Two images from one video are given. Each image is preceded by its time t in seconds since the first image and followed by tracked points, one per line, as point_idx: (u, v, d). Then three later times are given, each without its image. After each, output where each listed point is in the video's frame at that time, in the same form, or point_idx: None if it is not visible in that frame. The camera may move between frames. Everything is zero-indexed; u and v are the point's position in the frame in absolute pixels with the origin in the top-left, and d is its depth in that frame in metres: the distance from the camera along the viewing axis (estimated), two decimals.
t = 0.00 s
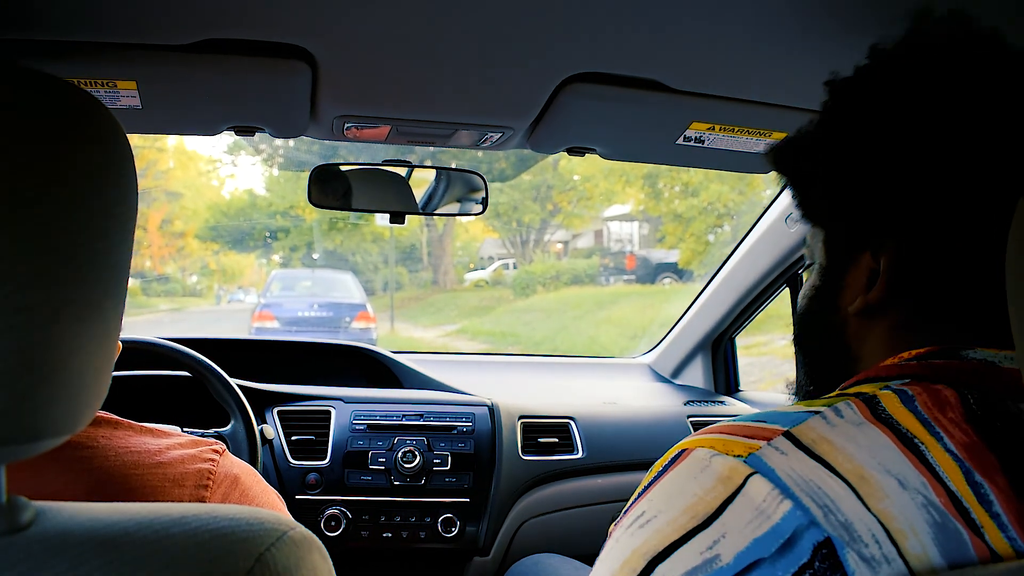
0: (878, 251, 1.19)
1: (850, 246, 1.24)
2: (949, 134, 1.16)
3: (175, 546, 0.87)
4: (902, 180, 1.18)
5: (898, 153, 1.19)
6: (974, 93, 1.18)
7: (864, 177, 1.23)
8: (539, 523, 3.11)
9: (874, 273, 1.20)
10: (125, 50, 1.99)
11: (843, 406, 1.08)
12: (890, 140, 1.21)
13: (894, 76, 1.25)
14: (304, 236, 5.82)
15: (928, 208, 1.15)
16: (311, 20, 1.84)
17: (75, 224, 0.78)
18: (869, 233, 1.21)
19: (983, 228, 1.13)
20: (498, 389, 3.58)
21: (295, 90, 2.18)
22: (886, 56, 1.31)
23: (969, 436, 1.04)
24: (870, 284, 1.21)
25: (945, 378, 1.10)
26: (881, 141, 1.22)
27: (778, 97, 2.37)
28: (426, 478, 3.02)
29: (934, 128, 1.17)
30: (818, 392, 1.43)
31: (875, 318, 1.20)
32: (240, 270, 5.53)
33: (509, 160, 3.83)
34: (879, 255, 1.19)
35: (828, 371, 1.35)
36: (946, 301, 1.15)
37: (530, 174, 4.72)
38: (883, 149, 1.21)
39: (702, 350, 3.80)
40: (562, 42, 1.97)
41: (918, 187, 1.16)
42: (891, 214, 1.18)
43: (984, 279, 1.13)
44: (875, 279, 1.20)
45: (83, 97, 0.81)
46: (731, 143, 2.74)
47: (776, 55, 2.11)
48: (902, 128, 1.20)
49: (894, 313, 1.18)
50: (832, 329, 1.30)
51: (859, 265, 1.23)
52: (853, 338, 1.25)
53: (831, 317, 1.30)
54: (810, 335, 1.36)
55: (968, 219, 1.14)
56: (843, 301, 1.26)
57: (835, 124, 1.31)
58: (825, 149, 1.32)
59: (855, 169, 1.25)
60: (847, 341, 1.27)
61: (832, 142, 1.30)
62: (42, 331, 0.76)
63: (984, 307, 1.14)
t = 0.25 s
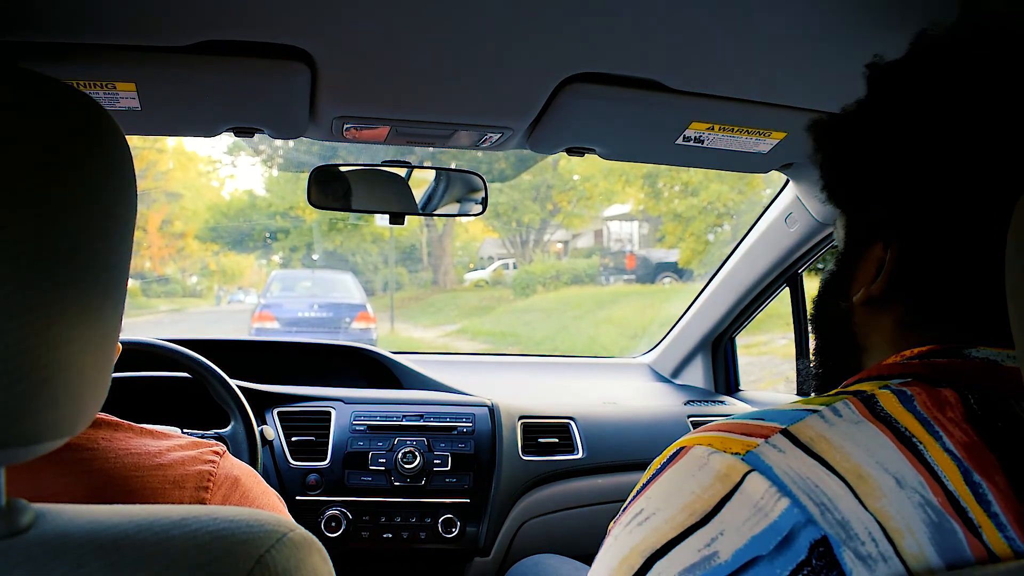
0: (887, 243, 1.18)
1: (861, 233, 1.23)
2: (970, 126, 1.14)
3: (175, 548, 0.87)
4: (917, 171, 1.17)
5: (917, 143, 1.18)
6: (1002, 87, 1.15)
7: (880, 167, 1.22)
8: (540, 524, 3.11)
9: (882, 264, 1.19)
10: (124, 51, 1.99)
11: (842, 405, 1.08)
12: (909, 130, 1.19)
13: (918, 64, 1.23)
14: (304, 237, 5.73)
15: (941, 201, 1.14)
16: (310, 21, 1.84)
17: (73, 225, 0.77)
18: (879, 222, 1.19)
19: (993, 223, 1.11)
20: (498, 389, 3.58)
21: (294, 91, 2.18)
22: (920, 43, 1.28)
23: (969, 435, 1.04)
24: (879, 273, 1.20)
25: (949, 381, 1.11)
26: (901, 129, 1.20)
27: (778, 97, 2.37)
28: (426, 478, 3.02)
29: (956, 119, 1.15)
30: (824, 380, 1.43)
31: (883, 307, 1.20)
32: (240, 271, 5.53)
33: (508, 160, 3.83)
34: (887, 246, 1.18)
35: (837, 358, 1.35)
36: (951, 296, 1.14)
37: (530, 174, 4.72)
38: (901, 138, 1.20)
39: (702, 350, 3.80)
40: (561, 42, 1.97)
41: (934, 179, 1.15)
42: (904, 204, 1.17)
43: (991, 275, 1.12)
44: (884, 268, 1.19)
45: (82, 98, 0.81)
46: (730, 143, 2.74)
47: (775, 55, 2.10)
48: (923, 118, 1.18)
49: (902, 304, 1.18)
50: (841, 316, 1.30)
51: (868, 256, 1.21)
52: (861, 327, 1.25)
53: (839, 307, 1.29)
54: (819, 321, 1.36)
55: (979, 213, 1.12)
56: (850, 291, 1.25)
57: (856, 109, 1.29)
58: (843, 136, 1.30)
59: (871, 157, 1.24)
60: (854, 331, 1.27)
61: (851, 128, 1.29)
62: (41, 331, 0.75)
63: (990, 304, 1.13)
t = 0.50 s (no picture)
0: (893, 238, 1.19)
1: (865, 227, 1.25)
2: (980, 125, 1.14)
3: (176, 549, 0.88)
4: (925, 169, 1.18)
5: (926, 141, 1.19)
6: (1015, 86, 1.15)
7: (888, 164, 1.23)
8: (541, 524, 3.11)
9: (887, 260, 1.21)
10: (123, 54, 1.99)
11: (842, 404, 1.08)
12: (920, 128, 1.20)
13: (932, 62, 1.23)
14: (304, 238, 5.79)
15: (951, 205, 1.14)
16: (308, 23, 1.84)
17: (73, 228, 0.77)
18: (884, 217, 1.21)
19: (995, 223, 1.11)
20: (499, 389, 3.58)
21: (294, 93, 2.18)
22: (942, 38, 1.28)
23: (970, 434, 1.04)
24: (882, 269, 1.21)
25: (951, 380, 1.11)
26: (912, 127, 1.21)
27: (776, 96, 2.37)
28: (427, 479, 3.03)
29: (966, 119, 1.15)
30: (828, 376, 1.44)
31: (885, 303, 1.21)
32: (240, 272, 5.54)
33: (508, 160, 3.82)
34: (892, 242, 1.19)
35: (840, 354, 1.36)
36: (952, 297, 1.14)
37: (530, 174, 4.73)
38: (911, 136, 1.21)
39: (702, 350, 3.80)
40: (559, 43, 1.97)
41: (949, 181, 1.15)
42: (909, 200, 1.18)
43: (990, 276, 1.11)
44: (887, 264, 1.20)
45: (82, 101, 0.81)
46: (729, 142, 2.75)
47: (774, 54, 2.10)
48: (934, 116, 1.19)
49: (904, 300, 1.19)
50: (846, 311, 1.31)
51: (874, 253, 1.23)
52: (864, 322, 1.27)
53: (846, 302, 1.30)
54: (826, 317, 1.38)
55: (986, 213, 1.12)
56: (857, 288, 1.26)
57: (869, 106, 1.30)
58: (855, 132, 1.32)
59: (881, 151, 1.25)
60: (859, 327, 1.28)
61: (863, 124, 1.30)
62: (43, 334, 0.75)
63: (988, 306, 1.13)
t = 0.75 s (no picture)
0: (898, 241, 1.19)
1: (868, 232, 1.23)
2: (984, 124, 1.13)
3: (177, 548, 0.88)
4: (928, 171, 1.16)
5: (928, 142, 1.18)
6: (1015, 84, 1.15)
7: (888, 165, 1.22)
8: (540, 523, 3.11)
9: (890, 264, 1.20)
10: (123, 53, 1.99)
11: (842, 404, 1.08)
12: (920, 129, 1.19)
13: (930, 62, 1.23)
14: (304, 238, 5.78)
15: (954, 204, 1.14)
16: (308, 22, 1.84)
17: (73, 228, 0.77)
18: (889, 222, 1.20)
19: (995, 223, 1.11)
20: (498, 390, 3.58)
21: (293, 92, 2.18)
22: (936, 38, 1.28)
23: (970, 434, 1.04)
24: (886, 275, 1.20)
25: (951, 380, 1.11)
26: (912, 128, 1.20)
27: (776, 96, 2.37)
28: (427, 479, 3.03)
29: (967, 118, 1.15)
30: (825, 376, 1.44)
31: (889, 308, 1.21)
32: (240, 272, 5.54)
33: (508, 160, 3.82)
34: (897, 245, 1.19)
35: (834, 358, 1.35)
36: (953, 297, 1.14)
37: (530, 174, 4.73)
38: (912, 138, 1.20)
39: (702, 350, 3.80)
40: (559, 43, 1.98)
41: (950, 181, 1.14)
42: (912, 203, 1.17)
43: (994, 277, 1.11)
44: (892, 270, 1.19)
45: (80, 101, 0.81)
46: (729, 142, 2.75)
47: (774, 54, 2.10)
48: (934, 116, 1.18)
49: (907, 305, 1.18)
50: (844, 316, 1.30)
51: (875, 256, 1.22)
52: (865, 329, 1.26)
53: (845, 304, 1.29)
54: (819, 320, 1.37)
55: (987, 213, 1.12)
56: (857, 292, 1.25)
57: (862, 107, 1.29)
58: (851, 133, 1.30)
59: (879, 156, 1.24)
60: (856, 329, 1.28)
61: (857, 126, 1.29)
62: (43, 334, 0.75)
63: (994, 309, 1.13)
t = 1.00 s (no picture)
0: (918, 246, 1.16)
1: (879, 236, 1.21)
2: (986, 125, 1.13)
3: (177, 547, 0.88)
4: (936, 176, 1.17)
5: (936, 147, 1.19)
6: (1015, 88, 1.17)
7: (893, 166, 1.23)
8: (540, 524, 3.11)
9: (910, 268, 1.17)
10: (123, 52, 1.99)
11: (844, 405, 1.08)
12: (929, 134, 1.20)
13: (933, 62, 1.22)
14: (303, 238, 5.70)
15: (957, 206, 1.14)
16: (308, 22, 1.84)
17: (74, 227, 0.77)
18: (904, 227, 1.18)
19: (995, 224, 1.11)
20: (498, 390, 3.58)
21: (294, 92, 2.18)
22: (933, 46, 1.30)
23: (971, 434, 1.04)
24: (906, 280, 1.18)
25: (954, 380, 1.11)
26: (918, 134, 1.22)
27: (776, 96, 2.37)
28: (427, 479, 3.03)
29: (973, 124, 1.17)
30: (822, 380, 1.42)
31: (907, 312, 1.19)
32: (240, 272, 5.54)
33: (508, 160, 3.82)
34: (919, 249, 1.16)
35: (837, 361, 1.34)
36: (962, 299, 1.13)
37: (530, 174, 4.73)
38: (918, 143, 1.21)
39: (702, 350, 3.80)
40: (559, 43, 1.98)
41: (952, 184, 1.15)
42: (925, 208, 1.16)
43: (998, 279, 1.11)
44: (914, 276, 1.17)
45: (79, 100, 0.81)
46: (729, 142, 2.75)
47: (774, 54, 2.10)
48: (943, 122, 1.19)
49: (924, 308, 1.17)
50: (847, 321, 1.28)
51: (891, 261, 1.19)
52: (876, 335, 1.24)
53: (850, 310, 1.27)
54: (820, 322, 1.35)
55: (988, 215, 1.12)
56: (870, 296, 1.22)
57: (869, 113, 1.31)
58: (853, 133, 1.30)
59: (885, 161, 1.25)
60: (861, 335, 1.26)
61: (862, 132, 1.31)
62: (43, 334, 0.75)
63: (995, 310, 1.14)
